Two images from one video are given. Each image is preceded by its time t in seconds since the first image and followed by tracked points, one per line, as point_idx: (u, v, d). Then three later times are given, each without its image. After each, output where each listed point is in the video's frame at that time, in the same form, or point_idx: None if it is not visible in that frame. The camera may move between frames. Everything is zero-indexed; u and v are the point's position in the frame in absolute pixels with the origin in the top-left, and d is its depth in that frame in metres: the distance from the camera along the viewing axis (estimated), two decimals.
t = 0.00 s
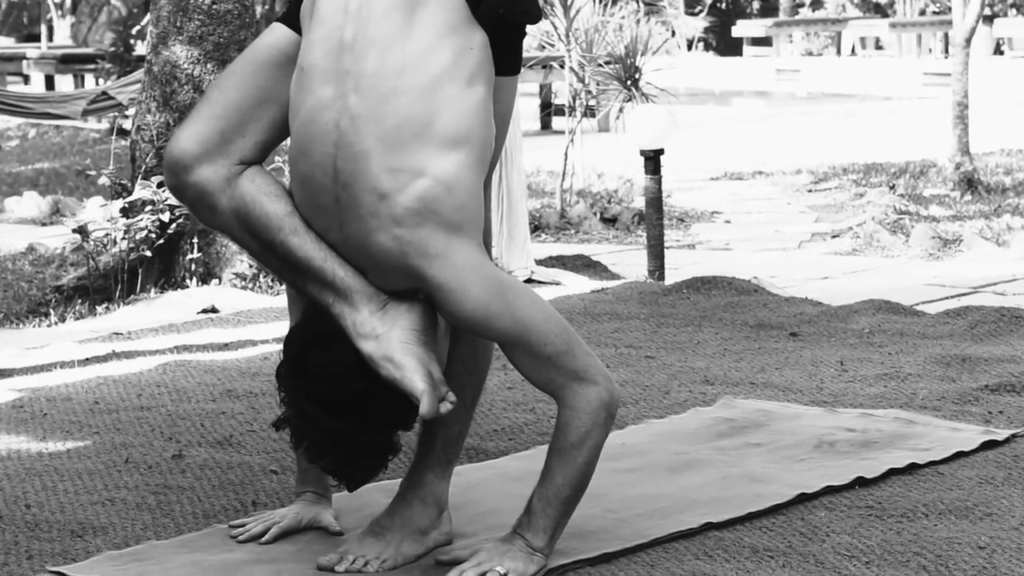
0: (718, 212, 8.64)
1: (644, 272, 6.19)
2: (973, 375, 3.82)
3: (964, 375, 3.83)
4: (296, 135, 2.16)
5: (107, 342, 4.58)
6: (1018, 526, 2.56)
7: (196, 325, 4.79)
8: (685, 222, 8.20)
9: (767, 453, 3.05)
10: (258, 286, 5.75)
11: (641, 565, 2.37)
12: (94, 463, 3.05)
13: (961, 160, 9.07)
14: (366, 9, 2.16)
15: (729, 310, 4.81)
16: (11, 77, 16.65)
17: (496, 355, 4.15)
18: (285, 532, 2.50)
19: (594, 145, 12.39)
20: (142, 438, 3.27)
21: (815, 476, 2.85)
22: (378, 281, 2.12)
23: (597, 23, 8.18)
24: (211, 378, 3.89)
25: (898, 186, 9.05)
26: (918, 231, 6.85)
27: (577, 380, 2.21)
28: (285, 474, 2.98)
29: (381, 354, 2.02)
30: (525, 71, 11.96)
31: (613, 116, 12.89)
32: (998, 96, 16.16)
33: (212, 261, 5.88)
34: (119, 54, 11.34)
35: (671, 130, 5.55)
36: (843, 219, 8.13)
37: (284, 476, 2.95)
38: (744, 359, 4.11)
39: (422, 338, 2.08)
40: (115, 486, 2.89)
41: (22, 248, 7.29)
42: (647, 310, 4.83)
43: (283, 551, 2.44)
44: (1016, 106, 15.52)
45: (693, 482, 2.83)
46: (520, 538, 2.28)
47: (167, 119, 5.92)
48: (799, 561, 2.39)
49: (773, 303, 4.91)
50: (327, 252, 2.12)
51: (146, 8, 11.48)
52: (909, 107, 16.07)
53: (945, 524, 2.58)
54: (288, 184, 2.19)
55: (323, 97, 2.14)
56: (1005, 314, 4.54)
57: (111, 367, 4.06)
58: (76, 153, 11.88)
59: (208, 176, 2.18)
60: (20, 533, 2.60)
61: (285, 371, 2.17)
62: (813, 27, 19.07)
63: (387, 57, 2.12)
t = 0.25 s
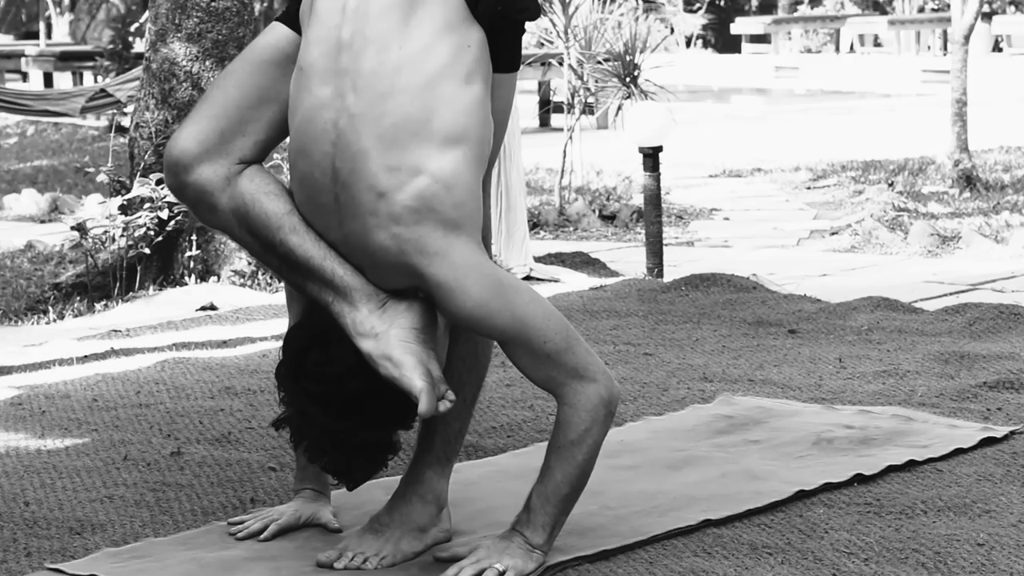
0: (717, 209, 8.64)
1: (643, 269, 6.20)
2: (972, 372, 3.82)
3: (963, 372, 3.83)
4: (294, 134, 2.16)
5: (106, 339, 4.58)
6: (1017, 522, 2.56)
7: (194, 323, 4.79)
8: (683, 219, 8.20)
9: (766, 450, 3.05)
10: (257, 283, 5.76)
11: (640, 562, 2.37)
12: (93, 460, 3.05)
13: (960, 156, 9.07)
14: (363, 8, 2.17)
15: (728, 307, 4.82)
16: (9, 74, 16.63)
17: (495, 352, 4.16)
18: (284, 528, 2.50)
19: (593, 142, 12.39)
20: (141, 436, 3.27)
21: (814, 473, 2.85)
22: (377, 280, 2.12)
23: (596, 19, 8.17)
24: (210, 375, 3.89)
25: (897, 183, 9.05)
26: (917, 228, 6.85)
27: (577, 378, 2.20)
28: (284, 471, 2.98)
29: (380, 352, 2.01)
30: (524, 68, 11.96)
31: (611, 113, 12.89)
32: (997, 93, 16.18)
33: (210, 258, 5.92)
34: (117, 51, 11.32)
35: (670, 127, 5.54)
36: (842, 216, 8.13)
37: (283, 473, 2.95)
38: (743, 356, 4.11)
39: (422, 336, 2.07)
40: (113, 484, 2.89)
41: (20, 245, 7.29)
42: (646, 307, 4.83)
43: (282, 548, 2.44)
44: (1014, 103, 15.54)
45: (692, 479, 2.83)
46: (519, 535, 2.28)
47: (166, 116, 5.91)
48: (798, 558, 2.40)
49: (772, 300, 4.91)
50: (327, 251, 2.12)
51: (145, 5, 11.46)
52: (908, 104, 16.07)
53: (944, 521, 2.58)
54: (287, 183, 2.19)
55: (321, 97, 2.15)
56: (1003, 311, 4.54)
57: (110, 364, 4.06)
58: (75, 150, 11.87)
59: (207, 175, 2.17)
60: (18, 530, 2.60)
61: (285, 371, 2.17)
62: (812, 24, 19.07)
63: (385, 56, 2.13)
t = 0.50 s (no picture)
0: (715, 204, 8.64)
1: (641, 264, 6.19)
2: (970, 366, 3.82)
3: (961, 366, 3.84)
4: (291, 130, 2.17)
5: (104, 333, 4.58)
6: (1015, 516, 2.57)
7: (192, 317, 4.79)
8: (682, 214, 8.20)
9: (764, 444, 3.05)
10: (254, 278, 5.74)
11: (638, 557, 2.37)
12: (91, 455, 3.05)
13: (958, 151, 9.08)
14: (359, 4, 2.16)
15: (726, 301, 4.81)
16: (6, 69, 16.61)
17: (493, 347, 4.15)
18: (282, 523, 2.50)
19: (591, 137, 12.39)
20: (139, 430, 3.27)
21: (812, 467, 2.85)
22: (375, 276, 2.12)
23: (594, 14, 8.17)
24: (208, 370, 3.89)
25: (895, 177, 9.05)
26: (915, 223, 6.86)
27: (575, 372, 2.21)
28: (282, 465, 2.98)
29: (378, 349, 2.01)
30: (522, 63, 11.95)
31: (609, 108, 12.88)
32: (995, 87, 16.17)
33: (208, 253, 5.90)
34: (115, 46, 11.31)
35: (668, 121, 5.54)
36: (840, 210, 8.13)
37: (281, 468, 2.95)
38: (741, 351, 4.11)
39: (420, 332, 2.07)
40: (111, 478, 2.89)
41: (18, 240, 7.28)
42: (644, 301, 4.83)
43: (280, 542, 2.44)
44: (1013, 97, 15.53)
45: (690, 473, 2.84)
46: (517, 530, 2.28)
47: (163, 111, 5.91)
48: (796, 552, 2.40)
49: (770, 294, 4.91)
50: (324, 248, 2.12)
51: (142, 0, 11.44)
52: (907, 98, 16.07)
53: (942, 515, 2.58)
54: (284, 180, 2.19)
55: (318, 93, 2.14)
56: (1001, 305, 4.54)
57: (108, 359, 4.05)
58: (73, 145, 11.86)
59: (204, 173, 2.18)
60: (17, 525, 2.60)
61: (282, 369, 2.16)
62: (811, 19, 19.07)
63: (381, 51, 2.12)
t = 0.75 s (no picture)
0: (712, 198, 8.64)
1: (639, 258, 6.20)
2: (967, 360, 3.82)
3: (958, 360, 3.84)
4: (286, 126, 2.15)
5: (101, 328, 4.57)
6: (1012, 510, 2.57)
7: (189, 312, 4.79)
8: (679, 208, 8.20)
9: (761, 438, 3.05)
10: (252, 273, 5.74)
11: (636, 551, 2.37)
12: (88, 449, 3.05)
13: (955, 145, 9.07)
14: None
15: (724, 295, 4.81)
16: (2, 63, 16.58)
17: (491, 341, 4.15)
18: (279, 517, 2.50)
19: (589, 131, 12.38)
20: (136, 425, 3.26)
21: (809, 461, 2.86)
22: (371, 271, 2.12)
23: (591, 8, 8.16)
24: (205, 364, 3.88)
25: (893, 171, 9.05)
26: (912, 217, 6.86)
27: (572, 365, 2.20)
28: (279, 459, 2.97)
29: (374, 344, 2.02)
30: (519, 58, 11.94)
31: (607, 102, 12.88)
32: (993, 81, 16.17)
33: (205, 247, 5.92)
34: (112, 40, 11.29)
35: (665, 116, 5.53)
36: (837, 204, 8.13)
37: (278, 462, 2.95)
38: (739, 345, 4.11)
39: (417, 327, 2.07)
40: (109, 473, 2.88)
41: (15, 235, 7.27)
42: (641, 295, 4.83)
43: (277, 537, 2.44)
44: (1009, 91, 15.53)
45: (687, 467, 2.83)
46: (514, 523, 2.28)
47: (161, 105, 5.90)
48: (794, 546, 2.40)
49: (768, 288, 4.90)
50: (320, 244, 2.11)
51: None
52: (904, 92, 16.07)
53: (939, 509, 2.59)
54: (280, 176, 2.18)
55: (312, 89, 2.13)
56: (999, 299, 4.54)
57: (105, 353, 4.05)
58: (70, 140, 11.84)
59: (200, 170, 2.18)
60: (14, 519, 2.60)
61: (279, 365, 2.17)
62: (808, 13, 19.06)
63: (376, 46, 2.12)
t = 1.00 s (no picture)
0: (709, 191, 8.64)
1: (635, 250, 6.19)
2: (964, 352, 3.82)
3: (955, 352, 3.84)
4: (280, 121, 2.15)
5: (97, 321, 4.57)
6: (1008, 502, 2.57)
7: (186, 305, 4.78)
8: (676, 201, 8.20)
9: (758, 430, 3.05)
10: (248, 265, 5.73)
11: (632, 543, 2.37)
12: (84, 442, 3.05)
13: (951, 138, 9.08)
14: None
15: (720, 288, 4.81)
16: None
17: (488, 334, 4.15)
18: (275, 510, 2.50)
19: (586, 124, 12.37)
20: (132, 417, 3.26)
21: (806, 453, 2.86)
22: (365, 264, 2.11)
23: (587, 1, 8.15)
24: (202, 357, 3.88)
25: (889, 163, 9.05)
26: (908, 209, 6.86)
27: (567, 356, 2.20)
28: (276, 452, 2.97)
29: (369, 338, 2.01)
30: (516, 50, 11.93)
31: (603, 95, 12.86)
32: (989, 73, 16.17)
33: (202, 240, 5.89)
34: (108, 32, 11.27)
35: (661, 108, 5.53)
36: (833, 197, 8.13)
37: (275, 455, 2.95)
38: (735, 337, 4.11)
39: (411, 320, 2.07)
40: (105, 465, 2.88)
41: (11, 228, 7.26)
42: (638, 288, 4.83)
43: (273, 529, 2.43)
44: (1006, 83, 15.53)
45: (684, 460, 2.84)
46: (510, 515, 2.28)
47: (157, 98, 5.89)
48: (790, 539, 2.40)
49: (764, 281, 4.90)
50: (315, 238, 2.11)
51: None
52: (901, 85, 16.06)
53: (935, 501, 2.59)
54: (275, 171, 2.18)
55: (306, 83, 2.13)
56: (995, 291, 4.55)
57: (102, 346, 4.04)
58: (66, 132, 11.82)
59: (195, 165, 2.18)
60: (10, 512, 2.60)
61: (275, 359, 2.15)
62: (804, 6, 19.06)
63: (368, 40, 2.11)
